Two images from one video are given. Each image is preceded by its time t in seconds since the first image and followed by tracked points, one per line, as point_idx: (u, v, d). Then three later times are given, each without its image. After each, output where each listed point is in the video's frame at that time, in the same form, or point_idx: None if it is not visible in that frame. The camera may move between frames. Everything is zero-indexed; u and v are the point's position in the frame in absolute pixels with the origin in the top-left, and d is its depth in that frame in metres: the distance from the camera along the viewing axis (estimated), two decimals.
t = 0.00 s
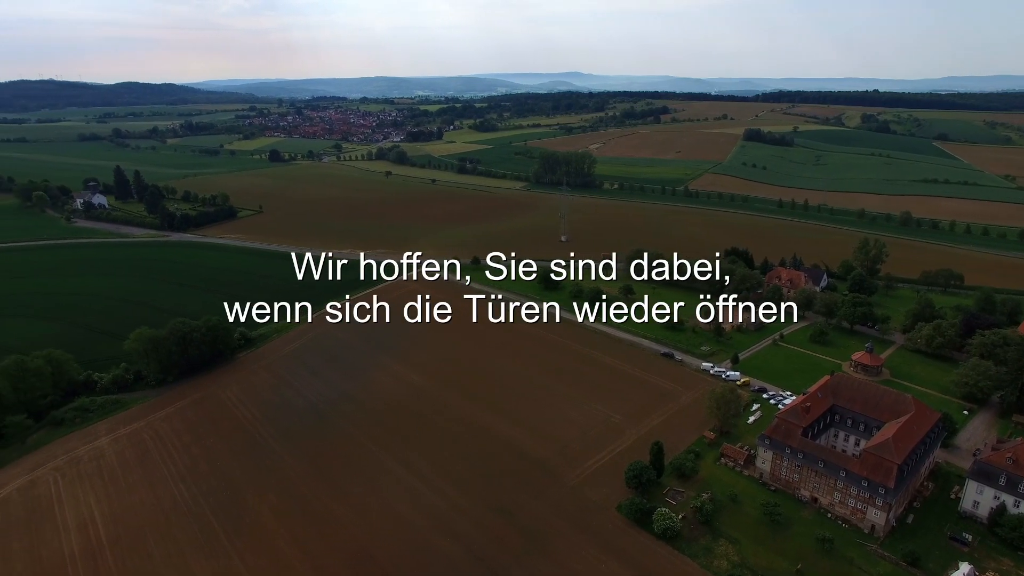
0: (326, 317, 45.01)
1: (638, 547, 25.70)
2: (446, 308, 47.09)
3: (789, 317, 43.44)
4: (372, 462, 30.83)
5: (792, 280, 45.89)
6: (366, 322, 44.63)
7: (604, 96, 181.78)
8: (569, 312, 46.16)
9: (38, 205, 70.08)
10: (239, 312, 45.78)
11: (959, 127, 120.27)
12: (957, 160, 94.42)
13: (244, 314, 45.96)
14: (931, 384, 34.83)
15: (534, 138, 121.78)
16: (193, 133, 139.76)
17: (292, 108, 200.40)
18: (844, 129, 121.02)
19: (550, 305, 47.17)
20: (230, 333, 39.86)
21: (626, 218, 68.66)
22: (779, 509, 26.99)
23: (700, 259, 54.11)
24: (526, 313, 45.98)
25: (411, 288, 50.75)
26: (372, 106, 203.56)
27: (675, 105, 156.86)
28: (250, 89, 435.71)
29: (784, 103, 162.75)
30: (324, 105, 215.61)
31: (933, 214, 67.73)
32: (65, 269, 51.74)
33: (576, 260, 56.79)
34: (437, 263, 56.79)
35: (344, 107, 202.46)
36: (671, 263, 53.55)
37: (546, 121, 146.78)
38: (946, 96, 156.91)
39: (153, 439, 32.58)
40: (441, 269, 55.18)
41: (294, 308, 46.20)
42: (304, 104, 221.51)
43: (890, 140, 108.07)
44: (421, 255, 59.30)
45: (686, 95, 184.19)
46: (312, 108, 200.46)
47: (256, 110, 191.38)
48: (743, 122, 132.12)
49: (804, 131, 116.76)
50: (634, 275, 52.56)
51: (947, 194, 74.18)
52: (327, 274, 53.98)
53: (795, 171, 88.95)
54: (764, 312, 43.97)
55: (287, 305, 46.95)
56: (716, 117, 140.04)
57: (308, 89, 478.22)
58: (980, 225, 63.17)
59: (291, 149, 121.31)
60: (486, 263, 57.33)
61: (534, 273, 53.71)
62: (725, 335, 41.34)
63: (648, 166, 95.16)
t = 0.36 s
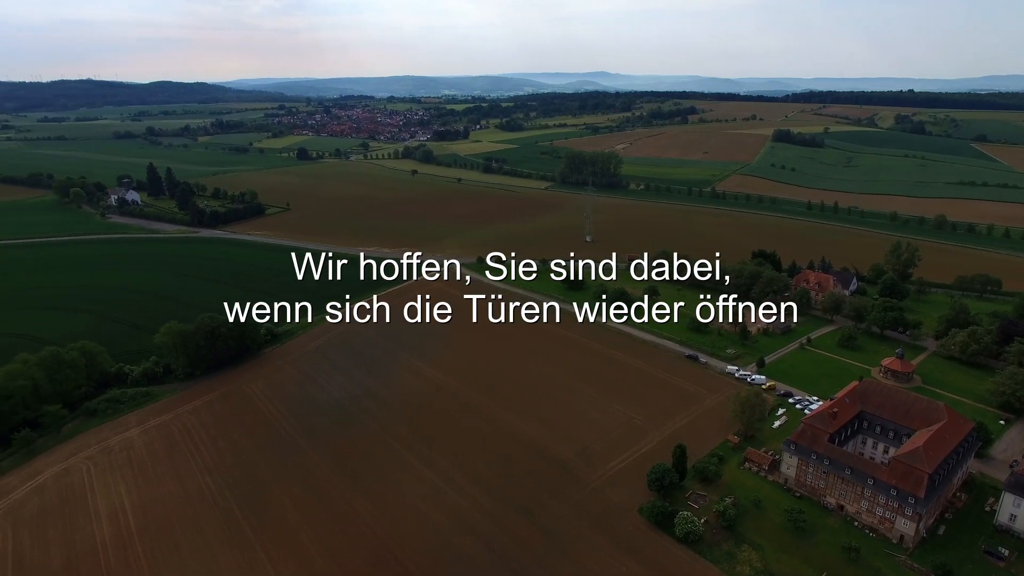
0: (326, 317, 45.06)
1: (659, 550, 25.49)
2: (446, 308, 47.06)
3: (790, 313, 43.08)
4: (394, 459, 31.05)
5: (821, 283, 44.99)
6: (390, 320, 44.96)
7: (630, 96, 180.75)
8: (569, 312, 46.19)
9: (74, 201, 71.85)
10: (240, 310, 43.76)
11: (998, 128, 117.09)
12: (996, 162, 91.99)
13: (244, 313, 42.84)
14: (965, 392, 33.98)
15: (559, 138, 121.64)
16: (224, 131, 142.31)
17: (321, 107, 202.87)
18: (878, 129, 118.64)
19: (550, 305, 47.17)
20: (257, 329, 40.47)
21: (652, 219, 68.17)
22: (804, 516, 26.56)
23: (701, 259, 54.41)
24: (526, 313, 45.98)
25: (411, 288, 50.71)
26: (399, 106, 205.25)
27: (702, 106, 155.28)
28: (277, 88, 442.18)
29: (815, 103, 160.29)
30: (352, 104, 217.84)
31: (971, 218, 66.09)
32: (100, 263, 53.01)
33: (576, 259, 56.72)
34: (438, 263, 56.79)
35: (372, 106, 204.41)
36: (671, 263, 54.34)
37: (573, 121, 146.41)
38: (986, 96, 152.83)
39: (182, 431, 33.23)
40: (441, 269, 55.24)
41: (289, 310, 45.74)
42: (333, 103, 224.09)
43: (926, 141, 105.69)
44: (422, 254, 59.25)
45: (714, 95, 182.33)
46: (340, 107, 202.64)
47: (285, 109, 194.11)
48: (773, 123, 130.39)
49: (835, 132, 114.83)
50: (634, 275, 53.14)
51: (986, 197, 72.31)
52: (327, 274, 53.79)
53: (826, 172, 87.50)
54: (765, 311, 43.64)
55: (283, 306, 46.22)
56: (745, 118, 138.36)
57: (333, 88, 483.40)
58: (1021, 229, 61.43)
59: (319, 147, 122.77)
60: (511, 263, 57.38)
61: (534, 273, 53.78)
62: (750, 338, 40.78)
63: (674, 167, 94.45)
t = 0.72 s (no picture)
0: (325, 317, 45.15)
1: (679, 553, 25.27)
2: (446, 308, 47.04)
3: (789, 313, 43.91)
4: (414, 457, 31.18)
5: (846, 286, 44.19)
6: (410, 319, 45.15)
7: (655, 96, 179.53)
8: (568, 311, 46.28)
9: (104, 198, 73.24)
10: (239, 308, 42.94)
11: None
12: None
13: (244, 313, 41.65)
14: (996, 400, 33.19)
15: (582, 138, 121.34)
16: (250, 130, 144.34)
17: (346, 106, 204.70)
18: (908, 131, 116.47)
19: (549, 305, 47.31)
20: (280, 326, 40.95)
21: (676, 220, 67.64)
22: (827, 523, 26.13)
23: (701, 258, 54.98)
24: (526, 313, 46.03)
25: (410, 288, 50.79)
26: (423, 105, 206.19)
27: (727, 107, 153.73)
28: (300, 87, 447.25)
29: (844, 104, 157.92)
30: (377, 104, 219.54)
31: (1007, 221, 64.53)
32: (128, 259, 54.06)
33: (576, 260, 56.95)
34: (437, 263, 56.84)
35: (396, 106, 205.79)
36: (670, 263, 55.06)
37: (597, 121, 145.87)
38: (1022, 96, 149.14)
39: (206, 425, 33.75)
40: (441, 269, 55.31)
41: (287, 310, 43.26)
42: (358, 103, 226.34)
43: (959, 142, 103.51)
44: (421, 254, 59.27)
45: (739, 96, 180.55)
46: (364, 106, 204.22)
47: (311, 108, 196.20)
48: (800, 123, 128.73)
49: (864, 133, 112.99)
50: (633, 275, 53.41)
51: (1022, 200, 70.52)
52: (326, 274, 53.58)
53: (855, 174, 86.15)
54: (765, 311, 44.59)
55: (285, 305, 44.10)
56: (772, 118, 136.66)
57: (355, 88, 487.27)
58: None
59: (343, 146, 123.87)
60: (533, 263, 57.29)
61: (534, 274, 53.70)
62: (774, 341, 40.26)
63: (698, 168, 93.70)
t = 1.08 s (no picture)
0: (325, 318, 45.13)
1: (701, 558, 25.03)
2: (446, 308, 46.94)
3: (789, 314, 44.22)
4: (436, 455, 31.36)
5: (877, 291, 43.30)
6: (434, 317, 45.34)
7: (683, 96, 177.94)
8: (568, 311, 46.40)
9: (139, 194, 74.84)
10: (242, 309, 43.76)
11: None
12: None
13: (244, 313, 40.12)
14: None
15: (609, 138, 120.72)
16: (279, 128, 146.49)
17: (374, 105, 206.85)
18: (946, 132, 113.63)
19: (549, 305, 47.20)
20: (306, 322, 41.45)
21: (703, 221, 66.88)
22: (855, 532, 25.62)
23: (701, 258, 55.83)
24: (526, 313, 46.03)
25: (409, 289, 50.74)
26: (450, 104, 207.07)
27: (757, 107, 151.48)
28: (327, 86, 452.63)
29: (879, 104, 154.67)
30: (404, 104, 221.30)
31: None
32: (161, 255, 55.24)
33: (575, 259, 57.24)
34: (437, 263, 56.72)
35: (423, 105, 206.99)
36: (669, 264, 55.21)
37: (624, 121, 145.00)
38: None
39: (232, 419, 34.28)
40: (441, 269, 55.27)
41: (295, 308, 40.79)
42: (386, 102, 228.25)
43: (999, 144, 100.68)
44: (421, 254, 59.09)
45: (770, 96, 178.02)
46: (392, 105, 205.60)
47: (340, 107, 198.56)
48: (832, 124, 126.43)
49: (899, 134, 110.58)
50: (634, 274, 52.68)
51: None
52: (327, 274, 53.25)
53: (890, 177, 84.31)
54: (764, 312, 44.92)
55: (287, 304, 41.19)
56: (803, 119, 134.52)
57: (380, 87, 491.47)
58: None
59: (371, 145, 124.91)
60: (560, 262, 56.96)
61: (534, 274, 53.69)
62: (802, 345, 39.64)
63: (726, 169, 92.59)
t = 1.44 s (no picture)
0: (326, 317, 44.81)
1: (723, 563, 24.72)
2: (446, 308, 46.94)
3: (789, 314, 44.29)
4: (458, 453, 31.48)
5: (908, 295, 42.39)
6: (456, 317, 45.46)
7: (711, 97, 176.19)
8: (569, 311, 46.34)
9: (170, 191, 76.30)
10: (238, 311, 44.66)
11: None
12: None
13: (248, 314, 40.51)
14: None
15: (634, 138, 120.08)
16: (307, 127, 148.35)
17: (401, 104, 208.33)
18: (982, 133, 110.84)
19: (549, 305, 47.11)
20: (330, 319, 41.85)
21: (730, 223, 66.11)
22: (882, 541, 25.06)
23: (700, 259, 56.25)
24: (526, 313, 45.98)
25: (410, 289, 50.62)
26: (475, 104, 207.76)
27: (786, 108, 149.27)
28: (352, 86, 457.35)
29: (913, 105, 151.42)
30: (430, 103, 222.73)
31: None
32: (189, 250, 56.31)
33: (576, 259, 57.25)
34: (437, 263, 56.54)
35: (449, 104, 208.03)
36: (670, 264, 55.18)
37: (650, 121, 144.12)
38: None
39: (257, 413, 34.79)
40: (441, 269, 55.11)
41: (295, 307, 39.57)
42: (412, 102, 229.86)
43: None
44: (420, 253, 58.86)
45: (800, 97, 175.31)
46: (418, 105, 206.80)
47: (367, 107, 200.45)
48: (864, 125, 124.17)
49: (933, 135, 108.19)
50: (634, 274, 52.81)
51: None
52: (326, 274, 52.84)
53: (925, 179, 82.50)
54: (765, 311, 44.85)
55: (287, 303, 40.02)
56: (833, 120, 132.33)
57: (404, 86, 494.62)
58: None
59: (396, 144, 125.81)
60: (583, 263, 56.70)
61: (534, 274, 53.56)
62: (829, 350, 38.98)
63: (754, 171, 91.47)
